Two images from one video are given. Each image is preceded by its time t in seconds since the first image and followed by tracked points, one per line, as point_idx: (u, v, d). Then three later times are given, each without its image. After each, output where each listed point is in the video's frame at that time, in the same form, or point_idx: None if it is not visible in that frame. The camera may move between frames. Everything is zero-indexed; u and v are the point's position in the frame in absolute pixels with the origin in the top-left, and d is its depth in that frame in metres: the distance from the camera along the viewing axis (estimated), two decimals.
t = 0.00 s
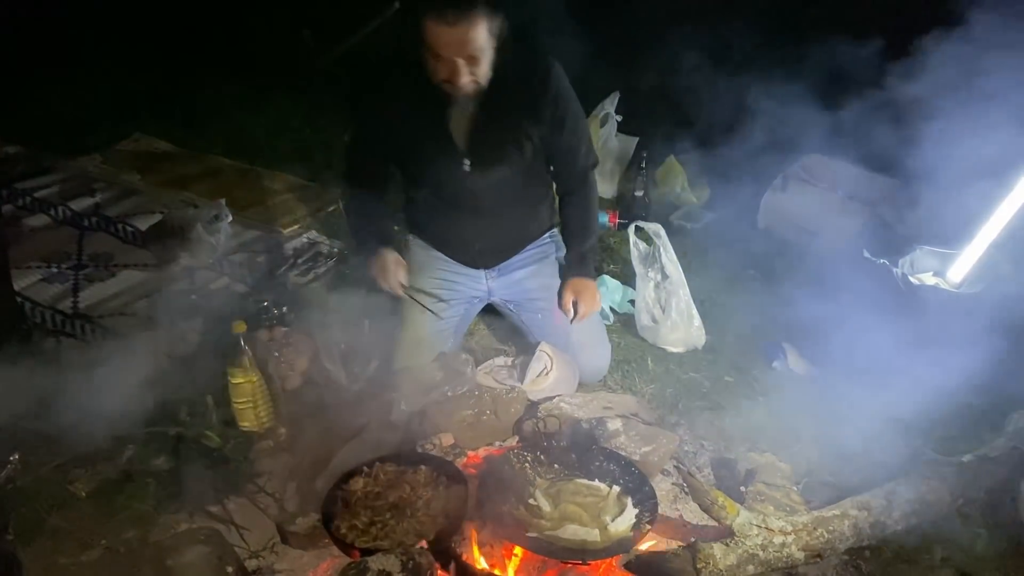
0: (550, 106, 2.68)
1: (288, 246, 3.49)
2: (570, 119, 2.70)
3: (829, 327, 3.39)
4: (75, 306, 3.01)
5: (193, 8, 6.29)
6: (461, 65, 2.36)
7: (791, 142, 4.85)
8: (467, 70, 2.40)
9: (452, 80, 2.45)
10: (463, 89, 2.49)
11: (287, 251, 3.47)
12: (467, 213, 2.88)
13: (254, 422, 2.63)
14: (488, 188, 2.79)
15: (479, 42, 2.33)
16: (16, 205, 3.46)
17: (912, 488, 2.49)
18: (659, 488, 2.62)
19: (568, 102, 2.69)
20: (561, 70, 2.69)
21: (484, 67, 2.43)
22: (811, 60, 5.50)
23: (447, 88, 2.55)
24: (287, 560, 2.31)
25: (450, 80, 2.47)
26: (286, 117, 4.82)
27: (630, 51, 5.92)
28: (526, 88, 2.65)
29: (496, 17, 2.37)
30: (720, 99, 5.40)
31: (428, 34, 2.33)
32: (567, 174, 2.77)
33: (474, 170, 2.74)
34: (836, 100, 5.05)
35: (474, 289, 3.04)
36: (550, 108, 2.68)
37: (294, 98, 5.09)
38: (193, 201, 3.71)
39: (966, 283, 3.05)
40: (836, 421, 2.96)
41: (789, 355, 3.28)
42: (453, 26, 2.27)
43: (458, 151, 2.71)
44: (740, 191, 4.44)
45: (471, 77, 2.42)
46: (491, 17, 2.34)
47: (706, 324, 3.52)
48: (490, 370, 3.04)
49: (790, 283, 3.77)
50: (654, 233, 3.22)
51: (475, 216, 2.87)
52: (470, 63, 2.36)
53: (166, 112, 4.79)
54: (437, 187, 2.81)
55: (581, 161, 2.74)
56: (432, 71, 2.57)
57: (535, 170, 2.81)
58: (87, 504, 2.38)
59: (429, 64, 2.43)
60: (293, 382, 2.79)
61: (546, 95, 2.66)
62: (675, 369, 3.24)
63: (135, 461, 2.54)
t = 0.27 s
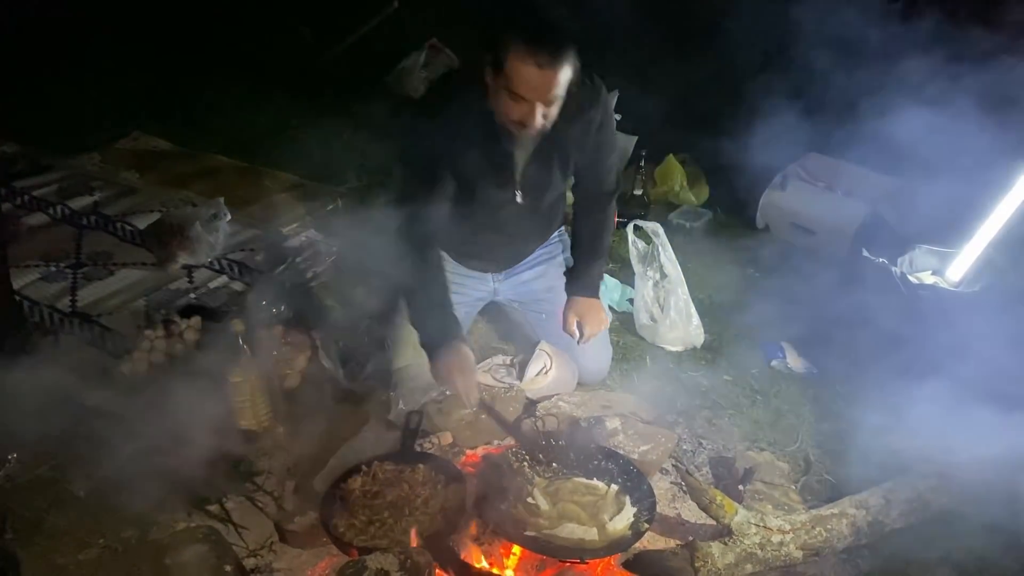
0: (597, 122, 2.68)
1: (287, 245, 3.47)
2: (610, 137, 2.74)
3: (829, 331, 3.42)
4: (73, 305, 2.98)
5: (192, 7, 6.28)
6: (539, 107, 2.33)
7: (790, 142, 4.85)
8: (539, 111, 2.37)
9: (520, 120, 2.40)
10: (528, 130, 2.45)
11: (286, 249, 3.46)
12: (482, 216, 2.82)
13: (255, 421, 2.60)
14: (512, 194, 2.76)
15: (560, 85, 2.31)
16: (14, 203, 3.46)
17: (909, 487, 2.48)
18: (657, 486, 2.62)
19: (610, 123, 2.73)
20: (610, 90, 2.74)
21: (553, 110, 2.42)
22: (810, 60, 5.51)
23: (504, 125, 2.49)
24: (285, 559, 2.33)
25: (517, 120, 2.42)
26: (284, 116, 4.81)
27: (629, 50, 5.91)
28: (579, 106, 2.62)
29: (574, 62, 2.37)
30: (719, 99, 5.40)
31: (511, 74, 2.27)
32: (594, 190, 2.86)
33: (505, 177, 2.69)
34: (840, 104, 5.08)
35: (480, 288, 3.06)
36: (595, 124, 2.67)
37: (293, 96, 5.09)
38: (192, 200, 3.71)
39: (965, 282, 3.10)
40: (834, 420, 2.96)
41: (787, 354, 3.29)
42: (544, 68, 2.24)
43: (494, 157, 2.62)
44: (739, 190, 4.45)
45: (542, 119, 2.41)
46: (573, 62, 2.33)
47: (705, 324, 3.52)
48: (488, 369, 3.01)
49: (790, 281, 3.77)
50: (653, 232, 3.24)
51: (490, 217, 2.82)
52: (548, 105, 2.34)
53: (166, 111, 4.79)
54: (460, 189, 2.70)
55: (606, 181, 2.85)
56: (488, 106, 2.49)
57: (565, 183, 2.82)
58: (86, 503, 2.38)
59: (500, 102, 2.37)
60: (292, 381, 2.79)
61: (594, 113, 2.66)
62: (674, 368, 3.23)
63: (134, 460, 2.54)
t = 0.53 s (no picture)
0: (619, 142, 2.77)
1: (286, 245, 3.48)
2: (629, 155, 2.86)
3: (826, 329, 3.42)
4: (72, 304, 2.98)
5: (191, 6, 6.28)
6: (582, 148, 2.43)
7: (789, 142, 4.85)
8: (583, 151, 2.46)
9: (562, 160, 2.49)
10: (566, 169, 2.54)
11: (285, 249, 3.46)
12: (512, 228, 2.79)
13: (254, 418, 2.67)
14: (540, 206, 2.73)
15: (603, 127, 2.41)
16: (13, 202, 3.46)
17: (907, 485, 2.48)
18: (656, 485, 2.62)
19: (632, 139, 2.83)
20: (631, 111, 2.86)
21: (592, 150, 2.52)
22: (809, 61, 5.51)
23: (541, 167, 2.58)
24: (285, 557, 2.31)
25: (559, 161, 2.51)
26: (284, 116, 4.81)
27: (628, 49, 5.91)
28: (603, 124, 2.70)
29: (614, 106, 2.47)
30: (718, 100, 5.41)
31: (559, 119, 2.36)
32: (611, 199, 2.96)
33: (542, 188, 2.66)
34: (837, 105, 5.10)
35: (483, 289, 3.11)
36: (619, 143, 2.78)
37: (293, 95, 5.08)
38: (191, 199, 3.71)
39: (964, 281, 3.10)
40: (833, 420, 2.97)
41: (786, 353, 3.32)
42: (592, 111, 2.33)
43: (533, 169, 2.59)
44: (737, 190, 4.46)
45: (580, 158, 2.51)
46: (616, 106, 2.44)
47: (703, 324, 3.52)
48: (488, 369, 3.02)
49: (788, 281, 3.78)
50: (653, 232, 3.30)
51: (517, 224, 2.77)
52: (590, 146, 2.44)
53: (165, 110, 4.79)
54: (495, 198, 2.64)
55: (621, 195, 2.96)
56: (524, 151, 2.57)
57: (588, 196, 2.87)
58: (84, 500, 2.35)
59: (543, 145, 2.45)
60: (291, 380, 2.78)
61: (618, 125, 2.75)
62: (673, 367, 3.24)
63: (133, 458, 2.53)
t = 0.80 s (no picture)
0: (629, 150, 2.76)
1: (286, 245, 3.46)
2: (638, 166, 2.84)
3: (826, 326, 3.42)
4: (73, 303, 3.00)
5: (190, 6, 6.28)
6: (594, 159, 2.37)
7: (787, 142, 4.86)
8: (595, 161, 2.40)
9: (574, 170, 2.43)
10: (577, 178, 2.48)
11: (285, 249, 3.43)
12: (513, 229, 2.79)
13: (255, 419, 2.66)
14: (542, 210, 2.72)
15: (616, 138, 2.35)
16: (13, 202, 3.45)
17: (908, 487, 2.50)
18: (656, 485, 2.60)
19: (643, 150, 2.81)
20: (640, 118, 2.83)
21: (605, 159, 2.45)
22: (808, 61, 5.51)
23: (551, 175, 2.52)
24: (286, 556, 2.32)
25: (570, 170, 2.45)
26: (284, 116, 4.81)
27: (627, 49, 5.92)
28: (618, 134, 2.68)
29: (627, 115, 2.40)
30: (717, 100, 5.41)
31: (571, 132, 2.30)
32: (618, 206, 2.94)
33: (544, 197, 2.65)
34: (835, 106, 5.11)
35: (484, 288, 3.07)
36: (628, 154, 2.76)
37: (292, 95, 5.08)
38: (191, 199, 3.71)
39: (964, 282, 3.10)
40: (834, 420, 2.97)
41: (786, 353, 3.29)
42: (605, 125, 2.27)
43: (540, 174, 2.56)
44: (737, 191, 4.46)
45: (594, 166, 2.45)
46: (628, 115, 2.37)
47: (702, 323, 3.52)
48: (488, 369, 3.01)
49: (786, 281, 3.79)
50: (653, 231, 3.30)
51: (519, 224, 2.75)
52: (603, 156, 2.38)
53: (164, 109, 4.79)
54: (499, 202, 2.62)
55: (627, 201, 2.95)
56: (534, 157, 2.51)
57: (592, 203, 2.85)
58: (85, 500, 2.36)
59: (554, 156, 2.39)
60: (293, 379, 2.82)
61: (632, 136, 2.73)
62: (673, 367, 3.24)
63: (133, 458, 2.53)
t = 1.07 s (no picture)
0: (625, 149, 2.73)
1: (285, 245, 3.49)
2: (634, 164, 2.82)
3: (825, 330, 3.43)
4: (73, 303, 3.01)
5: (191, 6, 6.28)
6: (587, 163, 2.31)
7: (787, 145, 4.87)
8: (590, 165, 2.34)
9: (567, 174, 2.38)
10: (571, 182, 2.42)
11: (285, 249, 3.47)
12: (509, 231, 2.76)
13: (254, 418, 2.66)
14: (538, 212, 2.69)
15: (610, 142, 2.29)
16: (12, 201, 3.46)
17: (907, 488, 2.49)
18: (656, 487, 2.63)
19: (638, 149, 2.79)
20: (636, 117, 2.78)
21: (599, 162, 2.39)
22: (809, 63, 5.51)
23: (546, 179, 2.47)
24: (286, 556, 2.31)
25: (564, 174, 2.39)
26: (284, 116, 4.81)
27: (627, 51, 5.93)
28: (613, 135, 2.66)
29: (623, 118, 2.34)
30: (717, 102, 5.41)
31: (565, 135, 2.24)
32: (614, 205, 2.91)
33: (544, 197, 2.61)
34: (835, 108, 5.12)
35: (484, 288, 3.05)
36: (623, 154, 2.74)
37: (292, 95, 5.08)
38: (190, 199, 3.71)
39: (963, 283, 3.11)
40: (833, 421, 2.97)
41: (785, 355, 3.29)
42: (599, 128, 2.21)
43: (535, 176, 2.52)
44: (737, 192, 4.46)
45: (589, 169, 2.38)
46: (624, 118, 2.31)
47: (702, 323, 3.52)
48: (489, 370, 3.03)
49: (786, 283, 3.79)
50: (653, 232, 3.26)
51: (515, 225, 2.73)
52: (598, 159, 2.31)
53: (164, 108, 4.79)
54: (493, 205, 2.60)
55: (623, 202, 2.93)
56: (528, 159, 2.46)
57: (590, 204, 2.82)
58: (85, 500, 2.37)
59: (547, 159, 2.34)
60: (293, 379, 2.83)
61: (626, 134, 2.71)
62: (672, 369, 3.24)
63: (133, 458, 2.53)
